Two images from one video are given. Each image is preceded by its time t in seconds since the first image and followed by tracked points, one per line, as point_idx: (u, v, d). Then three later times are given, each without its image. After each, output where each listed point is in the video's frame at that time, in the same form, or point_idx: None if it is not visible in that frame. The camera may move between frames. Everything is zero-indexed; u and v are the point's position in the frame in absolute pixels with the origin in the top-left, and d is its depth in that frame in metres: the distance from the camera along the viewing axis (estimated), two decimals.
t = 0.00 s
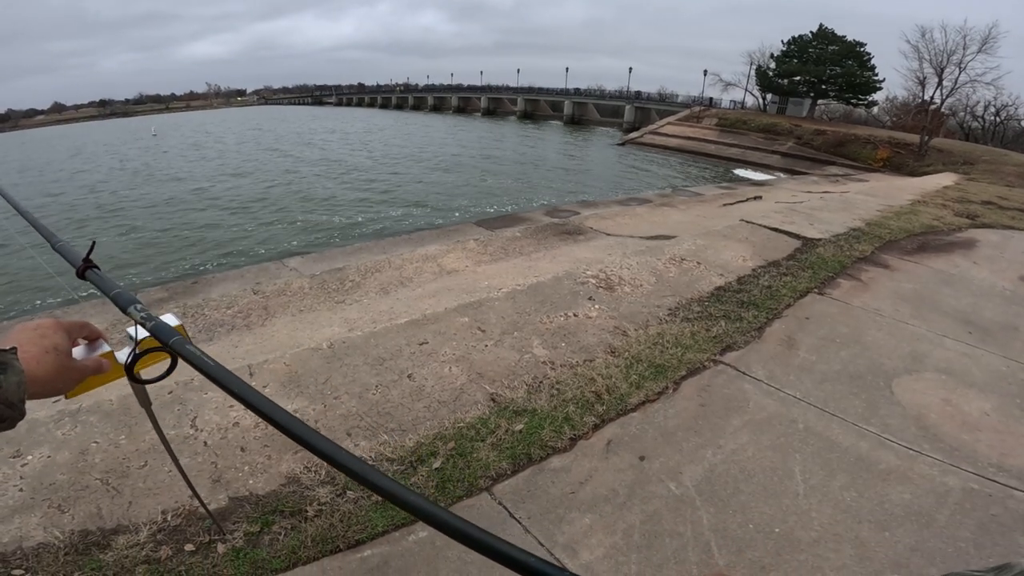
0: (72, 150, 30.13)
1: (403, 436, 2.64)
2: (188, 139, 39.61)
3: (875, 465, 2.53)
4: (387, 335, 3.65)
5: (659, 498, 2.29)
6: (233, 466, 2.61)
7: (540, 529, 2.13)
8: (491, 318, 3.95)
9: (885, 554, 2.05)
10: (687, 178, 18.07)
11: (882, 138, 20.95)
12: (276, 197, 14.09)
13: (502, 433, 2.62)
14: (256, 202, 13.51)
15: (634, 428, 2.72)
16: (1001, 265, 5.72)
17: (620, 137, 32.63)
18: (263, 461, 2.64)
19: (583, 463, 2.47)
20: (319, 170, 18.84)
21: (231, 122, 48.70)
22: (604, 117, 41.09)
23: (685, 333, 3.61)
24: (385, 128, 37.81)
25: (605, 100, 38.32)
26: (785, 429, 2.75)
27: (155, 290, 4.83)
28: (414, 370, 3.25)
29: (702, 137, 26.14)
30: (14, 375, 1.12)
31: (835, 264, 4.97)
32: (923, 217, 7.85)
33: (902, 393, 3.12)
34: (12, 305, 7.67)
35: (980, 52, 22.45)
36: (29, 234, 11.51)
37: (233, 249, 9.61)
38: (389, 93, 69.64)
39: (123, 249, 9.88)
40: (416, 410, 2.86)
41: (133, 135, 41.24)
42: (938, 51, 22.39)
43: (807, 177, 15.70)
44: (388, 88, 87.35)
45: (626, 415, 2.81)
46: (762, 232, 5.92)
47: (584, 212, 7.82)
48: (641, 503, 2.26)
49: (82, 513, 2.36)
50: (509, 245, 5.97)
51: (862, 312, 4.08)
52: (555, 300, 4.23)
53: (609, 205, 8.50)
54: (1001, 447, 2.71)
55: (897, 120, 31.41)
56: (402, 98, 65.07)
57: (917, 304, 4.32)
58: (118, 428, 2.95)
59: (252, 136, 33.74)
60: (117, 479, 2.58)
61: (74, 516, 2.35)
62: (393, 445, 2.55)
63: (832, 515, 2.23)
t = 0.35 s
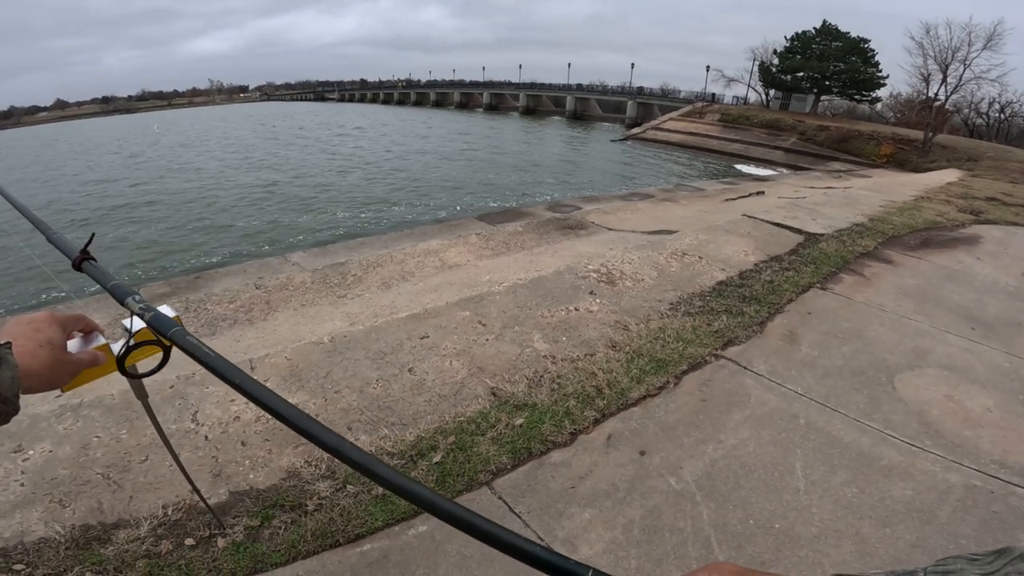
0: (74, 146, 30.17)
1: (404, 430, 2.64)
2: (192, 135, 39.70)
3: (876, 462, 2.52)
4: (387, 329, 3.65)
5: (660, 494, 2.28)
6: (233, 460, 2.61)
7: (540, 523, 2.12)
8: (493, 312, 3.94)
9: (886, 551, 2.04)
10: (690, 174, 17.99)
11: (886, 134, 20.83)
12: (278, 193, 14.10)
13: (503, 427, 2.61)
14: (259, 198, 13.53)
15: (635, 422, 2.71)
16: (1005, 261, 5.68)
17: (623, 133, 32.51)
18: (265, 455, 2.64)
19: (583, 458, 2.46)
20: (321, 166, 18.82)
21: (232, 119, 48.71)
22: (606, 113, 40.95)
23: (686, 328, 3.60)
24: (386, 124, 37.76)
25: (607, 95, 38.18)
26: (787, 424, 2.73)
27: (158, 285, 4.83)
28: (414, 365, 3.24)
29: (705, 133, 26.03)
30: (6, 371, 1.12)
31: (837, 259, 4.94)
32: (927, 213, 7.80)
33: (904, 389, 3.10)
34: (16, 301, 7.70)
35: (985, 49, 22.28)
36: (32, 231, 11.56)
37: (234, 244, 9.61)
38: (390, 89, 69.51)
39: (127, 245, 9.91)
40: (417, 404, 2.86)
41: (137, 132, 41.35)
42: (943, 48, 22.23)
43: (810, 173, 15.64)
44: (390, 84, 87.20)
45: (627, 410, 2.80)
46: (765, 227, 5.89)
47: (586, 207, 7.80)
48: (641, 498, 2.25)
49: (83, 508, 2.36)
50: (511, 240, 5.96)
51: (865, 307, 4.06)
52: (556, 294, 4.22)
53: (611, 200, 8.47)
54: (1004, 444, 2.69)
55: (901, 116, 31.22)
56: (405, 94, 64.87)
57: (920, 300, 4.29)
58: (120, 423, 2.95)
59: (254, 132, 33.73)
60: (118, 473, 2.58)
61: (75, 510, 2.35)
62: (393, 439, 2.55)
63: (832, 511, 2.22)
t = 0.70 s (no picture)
0: (75, 143, 30.17)
1: (405, 425, 2.64)
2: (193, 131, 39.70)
3: (877, 457, 2.52)
4: (389, 324, 3.65)
5: (660, 488, 2.28)
6: (236, 454, 2.62)
7: (541, 518, 2.13)
8: (493, 306, 3.93)
9: (886, 546, 2.04)
10: (691, 169, 17.94)
11: (889, 130, 20.73)
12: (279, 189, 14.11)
13: (504, 421, 2.62)
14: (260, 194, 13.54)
15: (636, 417, 2.71)
16: (1008, 256, 5.66)
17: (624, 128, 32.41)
18: (267, 450, 2.65)
19: (584, 452, 2.47)
20: (322, 161, 18.80)
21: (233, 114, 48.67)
22: (607, 108, 40.83)
23: (687, 322, 3.60)
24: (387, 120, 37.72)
25: (608, 91, 38.05)
26: (787, 419, 2.73)
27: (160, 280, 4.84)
28: (416, 359, 3.24)
29: (706, 128, 25.95)
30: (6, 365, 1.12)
31: (839, 253, 4.93)
32: (929, 208, 7.78)
33: (905, 384, 3.10)
34: (19, 297, 7.73)
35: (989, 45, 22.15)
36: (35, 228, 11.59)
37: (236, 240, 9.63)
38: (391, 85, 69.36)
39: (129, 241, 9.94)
40: (418, 399, 2.86)
41: (139, 129, 41.36)
42: (947, 44, 22.07)
43: (812, 168, 15.59)
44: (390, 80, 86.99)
45: (628, 404, 2.80)
46: (766, 222, 5.88)
47: (587, 202, 7.79)
48: (642, 493, 2.25)
49: (87, 504, 2.37)
50: (513, 234, 5.95)
51: (866, 302, 4.05)
52: (557, 288, 4.21)
53: (612, 194, 8.45)
54: (1005, 439, 2.68)
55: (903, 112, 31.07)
56: (405, 89, 64.71)
57: (922, 295, 4.28)
58: (123, 419, 2.96)
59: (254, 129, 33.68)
60: (121, 468, 2.59)
61: (79, 506, 2.36)
62: (395, 434, 2.55)
63: (832, 506, 2.22)
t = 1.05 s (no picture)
0: (74, 135, 30.11)
1: (408, 411, 2.65)
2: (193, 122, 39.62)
3: (877, 442, 2.52)
4: (390, 310, 3.65)
5: (661, 473, 2.29)
6: (241, 442, 2.63)
7: (543, 503, 2.14)
8: (494, 292, 3.93)
9: (886, 532, 2.05)
10: (692, 156, 17.83)
11: (891, 117, 20.57)
12: (279, 179, 14.08)
13: (506, 407, 2.62)
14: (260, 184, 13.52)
15: (637, 401, 2.72)
16: (1010, 242, 5.63)
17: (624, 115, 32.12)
18: (271, 437, 2.66)
19: (585, 437, 2.47)
20: (321, 151, 18.73)
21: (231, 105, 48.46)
22: (608, 95, 40.49)
23: (688, 307, 3.59)
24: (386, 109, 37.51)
25: (609, 78, 37.76)
26: (788, 404, 2.74)
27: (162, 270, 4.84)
28: (417, 345, 3.25)
29: (708, 115, 25.76)
30: (7, 356, 1.12)
31: (840, 239, 4.91)
32: (931, 194, 7.74)
33: (907, 369, 3.10)
34: (22, 288, 7.76)
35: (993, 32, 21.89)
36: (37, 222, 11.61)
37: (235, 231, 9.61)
38: (390, 75, 68.90)
39: (131, 233, 9.97)
40: (420, 384, 2.87)
41: (139, 120, 41.26)
42: (951, 33, 21.81)
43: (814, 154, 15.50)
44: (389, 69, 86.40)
45: (629, 389, 2.80)
46: (768, 207, 5.86)
47: (589, 188, 7.75)
48: (643, 478, 2.26)
49: (95, 494, 2.39)
50: (514, 220, 5.94)
51: (868, 287, 4.04)
52: (558, 273, 4.21)
53: (613, 180, 8.41)
54: (1006, 426, 2.68)
55: (906, 99, 30.80)
56: (405, 78, 64.26)
57: (924, 280, 4.27)
58: (128, 409, 2.98)
59: (253, 120, 33.54)
60: (127, 458, 2.61)
61: (87, 496, 2.37)
62: (398, 420, 2.56)
63: (832, 492, 2.22)
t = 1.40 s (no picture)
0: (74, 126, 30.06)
1: (410, 390, 2.66)
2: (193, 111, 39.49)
3: (879, 421, 2.51)
4: (392, 290, 3.64)
5: (661, 451, 2.29)
6: (246, 426, 2.69)
7: (544, 481, 2.15)
8: (495, 271, 3.92)
9: (886, 512, 2.05)
10: (695, 137, 17.65)
11: (896, 99, 20.29)
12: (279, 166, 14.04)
13: (507, 385, 2.63)
14: (259, 172, 13.49)
15: (638, 378, 2.72)
16: (1016, 221, 5.58)
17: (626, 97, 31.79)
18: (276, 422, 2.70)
19: (587, 415, 2.47)
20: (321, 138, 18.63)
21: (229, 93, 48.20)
22: (609, 78, 40.02)
23: (689, 284, 3.57)
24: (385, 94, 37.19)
25: (610, 61, 37.30)
26: (789, 381, 2.73)
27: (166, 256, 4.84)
28: (419, 324, 3.25)
29: (710, 96, 25.48)
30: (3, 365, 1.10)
31: (843, 216, 4.87)
32: (936, 173, 7.65)
33: (910, 347, 3.08)
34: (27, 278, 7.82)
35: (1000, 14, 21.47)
36: (40, 214, 11.68)
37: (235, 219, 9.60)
38: (389, 60, 68.22)
39: (133, 223, 10.02)
40: (422, 364, 2.87)
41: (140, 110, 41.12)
42: (957, 16, 21.38)
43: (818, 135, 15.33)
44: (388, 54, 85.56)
45: (629, 366, 2.80)
46: (770, 186, 5.81)
47: (591, 169, 7.70)
48: (644, 456, 2.27)
49: (105, 479, 2.41)
50: (516, 201, 5.91)
51: (871, 264, 4.01)
52: (559, 252, 4.19)
53: (615, 161, 8.34)
54: (1010, 406, 2.66)
55: (911, 81, 30.35)
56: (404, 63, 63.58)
57: (928, 258, 4.23)
58: (135, 395, 2.99)
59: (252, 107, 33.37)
60: (136, 443, 2.63)
61: (97, 482, 2.40)
62: (400, 400, 2.58)
63: (833, 471, 2.22)
